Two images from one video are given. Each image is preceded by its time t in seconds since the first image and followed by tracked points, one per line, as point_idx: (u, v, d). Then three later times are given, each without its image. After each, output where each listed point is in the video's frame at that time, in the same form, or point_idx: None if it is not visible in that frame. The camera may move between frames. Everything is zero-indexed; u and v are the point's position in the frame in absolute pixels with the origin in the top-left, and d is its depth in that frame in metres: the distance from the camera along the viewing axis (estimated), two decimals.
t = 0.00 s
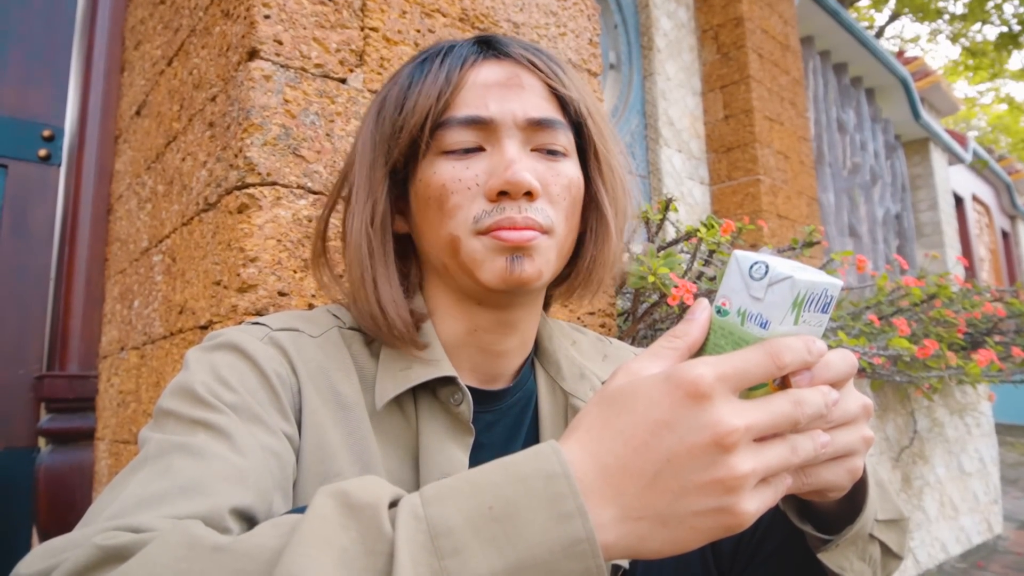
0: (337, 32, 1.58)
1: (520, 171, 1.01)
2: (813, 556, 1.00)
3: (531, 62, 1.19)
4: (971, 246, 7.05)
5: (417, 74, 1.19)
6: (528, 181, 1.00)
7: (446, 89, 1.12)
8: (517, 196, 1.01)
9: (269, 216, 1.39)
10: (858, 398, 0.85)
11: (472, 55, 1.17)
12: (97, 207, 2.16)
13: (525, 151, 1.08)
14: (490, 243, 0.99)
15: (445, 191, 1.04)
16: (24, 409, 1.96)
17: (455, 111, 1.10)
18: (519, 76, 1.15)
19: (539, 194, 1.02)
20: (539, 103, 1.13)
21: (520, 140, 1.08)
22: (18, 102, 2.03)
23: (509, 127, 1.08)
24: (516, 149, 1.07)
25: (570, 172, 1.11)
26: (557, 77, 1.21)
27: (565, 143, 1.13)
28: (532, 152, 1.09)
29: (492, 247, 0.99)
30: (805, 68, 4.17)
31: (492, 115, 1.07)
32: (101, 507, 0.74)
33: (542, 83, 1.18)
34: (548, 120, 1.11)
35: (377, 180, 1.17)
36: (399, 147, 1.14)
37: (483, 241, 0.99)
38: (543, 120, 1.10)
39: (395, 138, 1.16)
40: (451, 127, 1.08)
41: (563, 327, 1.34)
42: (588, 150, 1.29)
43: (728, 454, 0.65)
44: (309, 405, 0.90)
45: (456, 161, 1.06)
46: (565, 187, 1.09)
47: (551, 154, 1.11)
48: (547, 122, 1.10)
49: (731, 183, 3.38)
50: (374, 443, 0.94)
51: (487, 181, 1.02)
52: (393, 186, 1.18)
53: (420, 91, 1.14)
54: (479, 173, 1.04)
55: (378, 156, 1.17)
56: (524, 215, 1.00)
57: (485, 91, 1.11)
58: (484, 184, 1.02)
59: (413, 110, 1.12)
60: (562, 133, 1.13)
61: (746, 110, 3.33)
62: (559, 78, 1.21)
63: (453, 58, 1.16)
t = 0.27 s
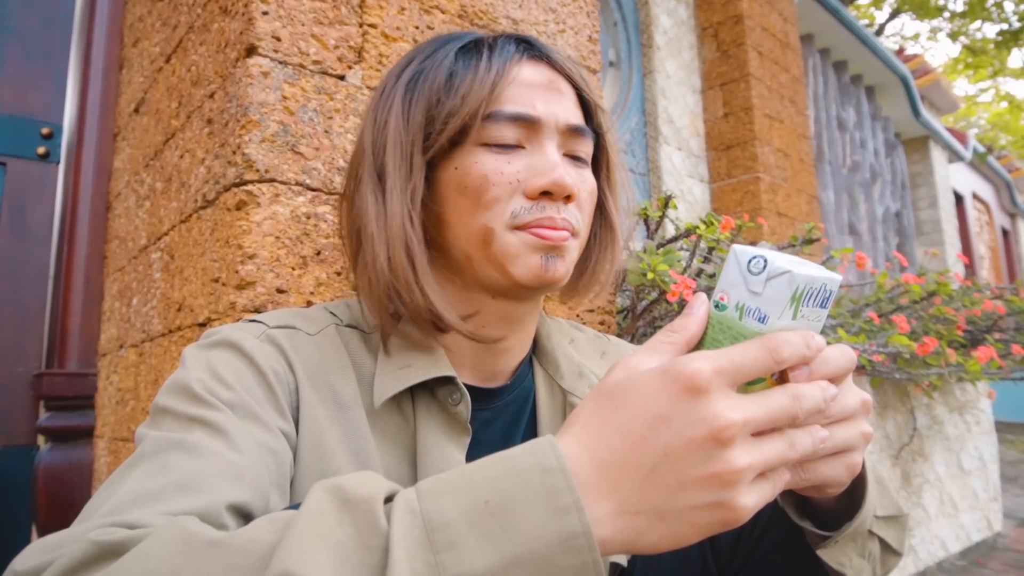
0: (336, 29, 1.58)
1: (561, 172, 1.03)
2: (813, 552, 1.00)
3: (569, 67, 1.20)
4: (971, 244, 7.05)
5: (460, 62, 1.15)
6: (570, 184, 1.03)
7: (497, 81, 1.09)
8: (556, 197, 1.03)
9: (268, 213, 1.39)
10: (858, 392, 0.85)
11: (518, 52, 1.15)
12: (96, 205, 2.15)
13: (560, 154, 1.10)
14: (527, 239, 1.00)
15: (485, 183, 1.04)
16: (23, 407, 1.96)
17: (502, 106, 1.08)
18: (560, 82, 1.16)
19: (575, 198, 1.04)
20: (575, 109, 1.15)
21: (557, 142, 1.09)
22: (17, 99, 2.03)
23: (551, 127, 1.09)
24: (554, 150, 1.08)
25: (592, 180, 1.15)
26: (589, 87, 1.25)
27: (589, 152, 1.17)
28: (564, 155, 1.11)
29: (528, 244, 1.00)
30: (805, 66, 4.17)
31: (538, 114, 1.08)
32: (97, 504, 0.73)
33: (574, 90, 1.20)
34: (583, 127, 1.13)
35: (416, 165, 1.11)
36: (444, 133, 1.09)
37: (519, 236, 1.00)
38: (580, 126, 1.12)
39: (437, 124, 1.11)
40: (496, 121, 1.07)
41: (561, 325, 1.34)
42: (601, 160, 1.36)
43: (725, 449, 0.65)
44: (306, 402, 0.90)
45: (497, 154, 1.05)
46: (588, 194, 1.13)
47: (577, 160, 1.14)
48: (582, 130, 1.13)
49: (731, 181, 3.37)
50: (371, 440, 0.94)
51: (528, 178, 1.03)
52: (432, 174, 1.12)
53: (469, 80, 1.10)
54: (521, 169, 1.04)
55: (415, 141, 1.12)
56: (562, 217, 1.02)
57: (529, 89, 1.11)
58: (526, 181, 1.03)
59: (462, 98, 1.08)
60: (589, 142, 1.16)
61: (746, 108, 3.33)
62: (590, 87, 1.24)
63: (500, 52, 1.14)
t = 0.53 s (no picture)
0: (335, 26, 1.57)
1: (542, 170, 1.01)
2: (811, 551, 1.00)
3: (558, 61, 1.19)
4: (970, 243, 7.06)
5: (445, 61, 1.16)
6: (551, 181, 1.01)
7: (477, 79, 1.09)
8: (538, 196, 1.01)
9: (266, 211, 1.39)
10: (858, 392, 0.85)
11: (503, 49, 1.15)
12: (94, 203, 2.15)
13: (547, 151, 1.09)
14: (507, 241, 0.99)
15: (465, 183, 1.03)
16: (22, 405, 1.96)
17: (484, 104, 1.08)
18: (549, 77, 1.15)
19: (559, 195, 1.03)
20: (564, 105, 1.14)
21: (543, 140, 1.08)
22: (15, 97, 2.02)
23: (535, 125, 1.07)
24: (539, 148, 1.07)
25: (585, 176, 1.13)
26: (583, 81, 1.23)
27: (582, 147, 1.15)
28: (553, 153, 1.09)
29: (508, 245, 0.99)
30: (805, 64, 4.16)
31: (520, 111, 1.07)
32: (95, 503, 0.73)
33: (566, 85, 1.18)
34: (571, 123, 1.11)
35: (401, 165, 1.12)
36: (426, 133, 1.10)
37: (500, 238, 1.00)
38: (568, 122, 1.11)
39: (420, 124, 1.12)
40: (477, 119, 1.07)
41: (561, 324, 1.34)
42: (602, 155, 1.35)
43: (724, 448, 0.64)
44: (305, 401, 0.90)
45: (479, 153, 1.05)
46: (581, 190, 1.11)
47: (569, 156, 1.12)
48: (570, 125, 1.11)
49: (730, 179, 3.37)
50: (370, 439, 0.94)
51: (510, 177, 1.02)
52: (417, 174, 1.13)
53: (450, 79, 1.11)
54: (502, 170, 1.03)
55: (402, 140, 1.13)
56: (543, 217, 1.00)
57: (513, 86, 1.10)
58: (507, 179, 1.02)
59: (442, 97, 1.09)
60: (581, 137, 1.14)
61: (746, 106, 3.33)
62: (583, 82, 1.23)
63: (483, 50, 1.14)
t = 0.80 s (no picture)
0: (334, 27, 1.57)
1: (542, 173, 1.02)
2: (809, 551, 1.01)
3: (572, 67, 1.19)
4: (968, 242, 7.07)
5: (458, 58, 1.17)
6: (551, 186, 1.01)
7: (486, 78, 1.10)
8: (537, 200, 1.01)
9: (266, 211, 1.39)
10: (856, 392, 0.85)
11: (516, 50, 1.16)
12: (93, 203, 2.15)
13: (552, 155, 1.09)
14: (502, 242, 0.99)
15: (465, 180, 1.04)
16: (22, 405, 1.96)
17: (491, 104, 1.09)
18: (560, 82, 1.15)
19: (558, 199, 1.03)
20: (573, 111, 1.13)
21: (548, 144, 1.08)
22: (14, 96, 2.02)
23: (541, 129, 1.07)
24: (543, 152, 1.07)
25: (588, 184, 1.12)
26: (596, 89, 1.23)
27: (589, 155, 1.14)
28: (557, 158, 1.09)
29: (502, 246, 0.99)
30: (803, 64, 4.17)
31: (525, 112, 1.07)
32: (95, 503, 0.74)
33: (577, 92, 1.19)
34: (579, 129, 1.11)
35: (404, 160, 1.14)
36: (429, 128, 1.12)
37: (495, 238, 1.00)
38: (575, 128, 1.10)
39: (425, 119, 1.14)
40: (482, 118, 1.07)
41: (560, 326, 1.34)
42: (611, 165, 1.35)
43: (722, 449, 0.65)
44: (304, 402, 0.90)
45: (482, 152, 1.06)
46: (582, 199, 1.10)
47: (575, 163, 1.11)
48: (577, 131, 1.11)
49: (729, 179, 3.38)
50: (369, 440, 0.94)
51: (509, 177, 1.02)
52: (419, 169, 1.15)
53: (459, 76, 1.12)
54: (504, 170, 1.03)
55: (408, 137, 1.15)
56: (541, 221, 1.01)
57: (522, 89, 1.10)
58: (506, 179, 1.02)
59: (449, 94, 1.10)
60: (588, 144, 1.13)
61: (744, 106, 3.33)
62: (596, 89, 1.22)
63: (496, 49, 1.15)
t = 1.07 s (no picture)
0: (334, 29, 1.57)
1: (572, 186, 1.03)
2: (810, 554, 1.01)
3: (591, 82, 1.21)
4: (968, 243, 7.07)
5: (486, 64, 1.16)
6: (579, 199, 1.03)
7: (521, 88, 1.10)
8: (564, 211, 1.03)
9: (266, 214, 1.39)
10: (856, 396, 0.85)
11: (544, 61, 1.16)
12: (93, 205, 2.15)
13: (575, 167, 1.10)
14: (531, 254, 1.00)
15: (496, 189, 1.04)
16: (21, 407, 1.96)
17: (521, 112, 1.08)
18: (582, 95, 1.16)
19: (583, 212, 1.05)
20: (595, 124, 1.15)
21: (573, 156, 1.09)
22: (14, 98, 2.02)
23: (568, 141, 1.08)
24: (570, 164, 1.08)
25: (602, 197, 1.15)
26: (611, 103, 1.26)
27: (604, 167, 1.16)
28: (579, 170, 1.11)
29: (531, 257, 1.00)
30: (802, 66, 4.17)
31: (556, 124, 1.08)
32: (97, 505, 0.74)
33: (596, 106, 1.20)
34: (601, 143, 1.13)
35: (434, 165, 1.12)
36: (463, 134, 1.09)
37: (524, 249, 1.00)
38: (598, 141, 1.12)
39: (456, 125, 1.12)
40: (514, 127, 1.07)
41: (560, 328, 1.34)
42: (618, 178, 1.39)
43: (723, 454, 0.65)
44: (306, 404, 0.90)
45: (510, 161, 1.06)
46: (598, 211, 1.12)
47: (591, 175, 1.13)
48: (599, 145, 1.12)
49: (729, 181, 3.38)
50: (370, 442, 0.94)
51: (539, 188, 1.03)
52: (449, 175, 1.12)
53: (493, 83, 1.11)
54: (534, 181, 1.04)
55: (434, 139, 1.12)
56: (568, 232, 1.02)
57: (550, 100, 1.11)
58: (537, 190, 1.02)
59: (483, 101, 1.09)
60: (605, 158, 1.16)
61: (744, 107, 3.34)
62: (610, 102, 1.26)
63: (526, 59, 1.15)
